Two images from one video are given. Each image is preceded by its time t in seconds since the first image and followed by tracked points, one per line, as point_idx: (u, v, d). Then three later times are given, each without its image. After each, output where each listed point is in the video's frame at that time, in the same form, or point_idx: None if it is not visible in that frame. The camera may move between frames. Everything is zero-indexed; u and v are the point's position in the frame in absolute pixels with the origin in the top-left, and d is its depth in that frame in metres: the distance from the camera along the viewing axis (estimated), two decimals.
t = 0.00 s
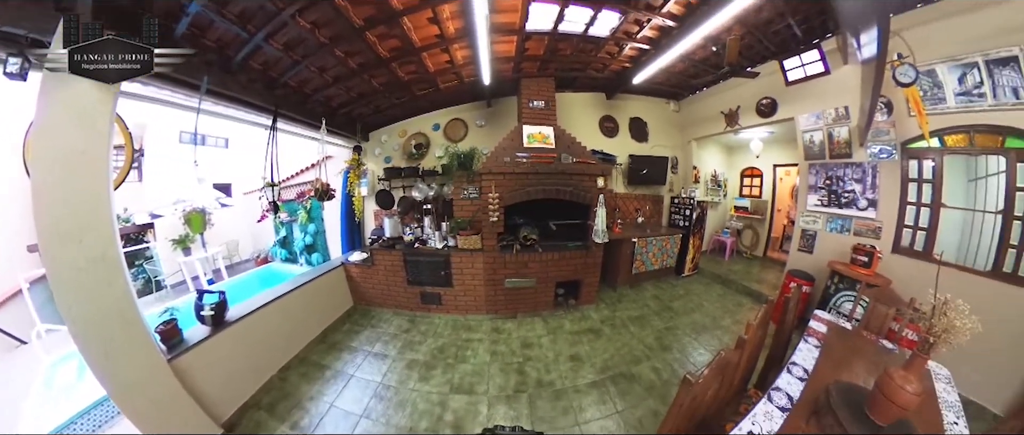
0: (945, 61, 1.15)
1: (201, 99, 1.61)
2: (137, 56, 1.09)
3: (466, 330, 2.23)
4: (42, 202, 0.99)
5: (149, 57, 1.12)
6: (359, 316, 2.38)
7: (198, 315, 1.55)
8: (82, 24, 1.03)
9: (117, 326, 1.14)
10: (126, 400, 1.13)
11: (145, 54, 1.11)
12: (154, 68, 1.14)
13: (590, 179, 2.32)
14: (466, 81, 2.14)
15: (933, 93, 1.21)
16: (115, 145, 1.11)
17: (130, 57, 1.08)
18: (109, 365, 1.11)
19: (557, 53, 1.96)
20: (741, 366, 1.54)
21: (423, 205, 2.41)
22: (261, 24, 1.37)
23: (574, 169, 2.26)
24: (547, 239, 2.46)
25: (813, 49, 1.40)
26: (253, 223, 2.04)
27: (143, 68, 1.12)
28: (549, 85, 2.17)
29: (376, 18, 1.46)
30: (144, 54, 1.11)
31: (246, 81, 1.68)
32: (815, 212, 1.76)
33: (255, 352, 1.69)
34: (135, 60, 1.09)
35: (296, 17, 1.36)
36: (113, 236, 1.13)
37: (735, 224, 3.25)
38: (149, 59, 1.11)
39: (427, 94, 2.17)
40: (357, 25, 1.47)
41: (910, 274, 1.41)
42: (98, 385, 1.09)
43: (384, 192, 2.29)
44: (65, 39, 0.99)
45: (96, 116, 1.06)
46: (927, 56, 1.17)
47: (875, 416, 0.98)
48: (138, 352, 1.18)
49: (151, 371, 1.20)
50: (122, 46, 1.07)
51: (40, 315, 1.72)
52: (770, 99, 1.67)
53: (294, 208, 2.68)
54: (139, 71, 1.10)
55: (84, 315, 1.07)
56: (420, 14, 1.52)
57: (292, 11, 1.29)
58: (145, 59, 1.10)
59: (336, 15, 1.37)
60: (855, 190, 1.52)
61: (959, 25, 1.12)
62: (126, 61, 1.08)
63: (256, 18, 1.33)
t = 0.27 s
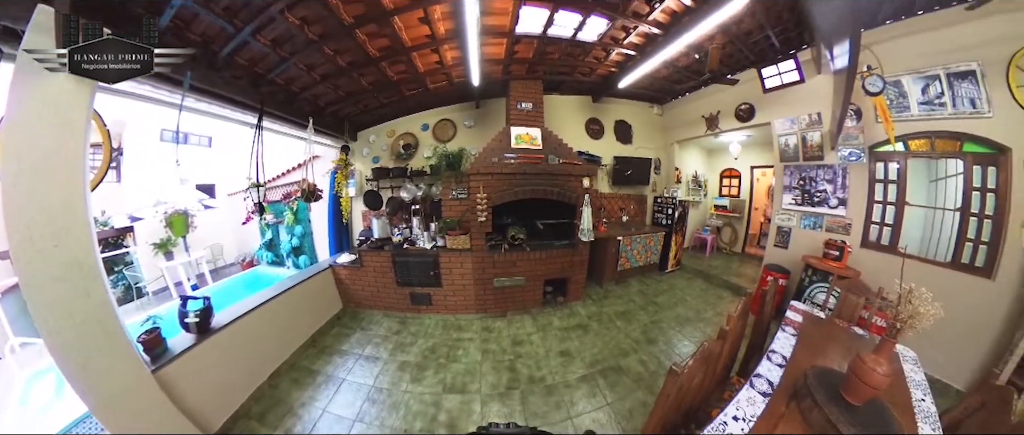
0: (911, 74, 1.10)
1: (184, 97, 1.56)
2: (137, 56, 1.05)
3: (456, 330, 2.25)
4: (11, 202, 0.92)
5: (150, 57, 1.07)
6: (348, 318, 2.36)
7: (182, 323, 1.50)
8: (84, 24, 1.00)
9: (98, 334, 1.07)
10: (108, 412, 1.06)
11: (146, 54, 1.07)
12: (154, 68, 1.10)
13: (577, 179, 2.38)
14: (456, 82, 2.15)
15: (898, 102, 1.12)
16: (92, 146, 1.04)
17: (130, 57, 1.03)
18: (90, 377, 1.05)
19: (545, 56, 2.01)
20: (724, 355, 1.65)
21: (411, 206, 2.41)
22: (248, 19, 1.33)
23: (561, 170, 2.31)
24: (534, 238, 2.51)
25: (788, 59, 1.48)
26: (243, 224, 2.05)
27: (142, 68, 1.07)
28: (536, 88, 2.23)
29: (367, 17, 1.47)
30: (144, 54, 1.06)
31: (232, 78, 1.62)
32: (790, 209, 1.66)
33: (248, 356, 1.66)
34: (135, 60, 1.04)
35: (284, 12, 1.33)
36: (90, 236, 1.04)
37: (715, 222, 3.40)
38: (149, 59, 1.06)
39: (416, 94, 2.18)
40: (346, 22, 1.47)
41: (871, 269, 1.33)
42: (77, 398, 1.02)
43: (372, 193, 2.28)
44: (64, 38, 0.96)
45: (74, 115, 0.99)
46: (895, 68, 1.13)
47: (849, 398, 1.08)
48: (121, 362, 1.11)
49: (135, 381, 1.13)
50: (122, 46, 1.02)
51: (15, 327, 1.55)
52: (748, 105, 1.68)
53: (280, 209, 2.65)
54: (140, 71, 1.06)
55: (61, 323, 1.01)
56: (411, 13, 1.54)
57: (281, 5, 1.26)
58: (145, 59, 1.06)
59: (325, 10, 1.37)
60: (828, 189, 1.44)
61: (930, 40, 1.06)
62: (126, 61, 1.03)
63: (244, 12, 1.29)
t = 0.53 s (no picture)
0: (879, 83, 1.21)
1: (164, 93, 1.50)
2: (137, 56, 1.07)
3: (446, 329, 2.27)
4: None
5: (149, 57, 1.09)
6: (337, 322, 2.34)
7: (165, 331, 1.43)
8: (87, 24, 1.03)
9: (77, 347, 1.00)
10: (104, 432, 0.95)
11: (146, 54, 1.09)
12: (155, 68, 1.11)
13: (564, 179, 2.45)
14: (445, 82, 2.15)
15: (868, 109, 1.28)
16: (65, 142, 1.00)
17: (130, 57, 1.05)
18: (72, 394, 0.96)
19: (534, 60, 2.05)
20: (708, 344, 1.75)
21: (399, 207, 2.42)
22: (235, 12, 1.29)
23: (549, 170, 2.38)
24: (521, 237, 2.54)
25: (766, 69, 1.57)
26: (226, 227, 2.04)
27: (142, 68, 1.09)
28: (525, 89, 2.25)
29: (357, 15, 1.45)
30: (143, 54, 1.08)
31: (217, 74, 1.58)
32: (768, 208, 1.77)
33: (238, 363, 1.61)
34: (135, 60, 1.07)
35: (273, 7, 1.30)
36: (64, 240, 0.99)
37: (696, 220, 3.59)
38: (150, 59, 1.09)
39: (405, 94, 2.17)
40: (335, 18, 1.44)
41: (843, 262, 1.51)
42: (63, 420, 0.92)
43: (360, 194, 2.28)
44: (66, 39, 1.00)
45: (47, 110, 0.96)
46: (864, 78, 1.23)
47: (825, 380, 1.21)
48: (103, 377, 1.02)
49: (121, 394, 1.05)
50: (122, 46, 1.04)
51: None
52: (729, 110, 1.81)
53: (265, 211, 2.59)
54: (139, 70, 1.08)
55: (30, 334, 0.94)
56: (401, 11, 1.51)
57: None
58: (144, 59, 1.08)
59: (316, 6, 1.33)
60: (801, 189, 1.58)
61: (895, 55, 1.16)
62: (126, 61, 1.05)
63: (231, 6, 1.25)
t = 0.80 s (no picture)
0: (851, 93, 1.33)
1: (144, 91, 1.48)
2: (137, 56, 1.11)
3: (437, 330, 2.31)
4: None
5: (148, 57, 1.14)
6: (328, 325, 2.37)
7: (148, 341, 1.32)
8: (88, 25, 1.08)
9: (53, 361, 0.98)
10: None
11: (145, 54, 1.13)
12: (155, 68, 1.16)
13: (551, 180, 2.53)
14: (435, 83, 2.09)
15: (839, 116, 1.36)
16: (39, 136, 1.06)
17: (130, 57, 1.11)
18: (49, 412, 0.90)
19: (523, 62, 2.01)
20: (693, 336, 1.86)
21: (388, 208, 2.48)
22: (223, 6, 1.24)
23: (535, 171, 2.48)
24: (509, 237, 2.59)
25: (744, 75, 1.69)
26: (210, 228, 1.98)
27: (142, 68, 1.14)
28: (515, 92, 2.20)
29: (347, 12, 1.38)
30: (143, 54, 1.12)
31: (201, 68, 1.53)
32: (746, 207, 1.82)
33: (231, 367, 1.52)
34: (135, 60, 1.11)
35: (264, 3, 1.25)
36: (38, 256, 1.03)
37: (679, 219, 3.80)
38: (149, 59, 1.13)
39: (394, 94, 2.08)
40: (325, 15, 1.37)
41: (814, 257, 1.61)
42: None
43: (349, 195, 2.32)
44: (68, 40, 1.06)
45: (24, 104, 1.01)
46: (837, 88, 1.35)
47: (802, 365, 1.34)
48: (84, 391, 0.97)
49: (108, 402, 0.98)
50: (122, 46, 1.10)
51: None
52: (710, 115, 1.86)
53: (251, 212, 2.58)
54: (138, 70, 1.12)
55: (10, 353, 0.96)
56: (393, 11, 1.45)
57: None
58: (144, 59, 1.12)
59: (307, 4, 1.25)
60: (777, 190, 1.65)
61: (864, 68, 1.29)
62: (126, 61, 1.11)
63: None
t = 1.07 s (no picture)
0: (823, 100, 1.46)
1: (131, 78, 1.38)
2: (137, 56, 1.13)
3: (428, 330, 2.32)
4: None
5: (148, 57, 1.16)
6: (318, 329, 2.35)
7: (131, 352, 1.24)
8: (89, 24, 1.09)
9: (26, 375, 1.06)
10: None
11: (145, 54, 1.15)
12: (154, 68, 1.17)
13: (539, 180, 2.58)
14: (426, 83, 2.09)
15: (812, 122, 1.50)
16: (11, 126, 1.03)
17: (129, 57, 1.12)
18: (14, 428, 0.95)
19: (513, 64, 2.02)
20: (678, 329, 1.95)
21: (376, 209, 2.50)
22: None
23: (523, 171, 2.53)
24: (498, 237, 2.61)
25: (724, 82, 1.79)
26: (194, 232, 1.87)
27: (143, 68, 1.15)
28: (504, 93, 2.21)
29: (339, 7, 1.38)
30: (143, 54, 1.14)
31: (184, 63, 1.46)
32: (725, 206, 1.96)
33: (225, 371, 1.49)
34: (135, 60, 1.13)
35: None
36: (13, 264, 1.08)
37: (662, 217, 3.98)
38: (147, 59, 1.14)
39: (384, 94, 2.06)
40: (316, 12, 1.37)
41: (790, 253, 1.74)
42: None
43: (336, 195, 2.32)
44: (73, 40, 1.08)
45: None
46: (811, 96, 1.47)
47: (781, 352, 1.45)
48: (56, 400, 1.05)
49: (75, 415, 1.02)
50: (123, 46, 1.12)
51: None
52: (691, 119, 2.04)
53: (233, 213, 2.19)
54: (138, 70, 1.14)
55: None
56: (385, 9, 1.46)
57: None
58: (145, 59, 1.14)
59: None
60: (754, 189, 1.76)
61: (837, 77, 1.40)
62: (126, 60, 1.12)
63: None
